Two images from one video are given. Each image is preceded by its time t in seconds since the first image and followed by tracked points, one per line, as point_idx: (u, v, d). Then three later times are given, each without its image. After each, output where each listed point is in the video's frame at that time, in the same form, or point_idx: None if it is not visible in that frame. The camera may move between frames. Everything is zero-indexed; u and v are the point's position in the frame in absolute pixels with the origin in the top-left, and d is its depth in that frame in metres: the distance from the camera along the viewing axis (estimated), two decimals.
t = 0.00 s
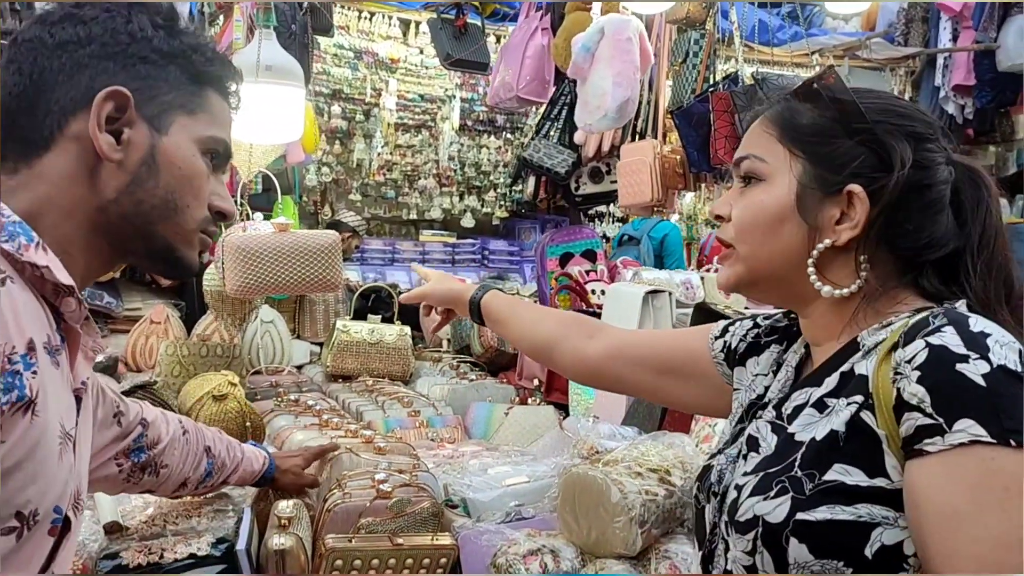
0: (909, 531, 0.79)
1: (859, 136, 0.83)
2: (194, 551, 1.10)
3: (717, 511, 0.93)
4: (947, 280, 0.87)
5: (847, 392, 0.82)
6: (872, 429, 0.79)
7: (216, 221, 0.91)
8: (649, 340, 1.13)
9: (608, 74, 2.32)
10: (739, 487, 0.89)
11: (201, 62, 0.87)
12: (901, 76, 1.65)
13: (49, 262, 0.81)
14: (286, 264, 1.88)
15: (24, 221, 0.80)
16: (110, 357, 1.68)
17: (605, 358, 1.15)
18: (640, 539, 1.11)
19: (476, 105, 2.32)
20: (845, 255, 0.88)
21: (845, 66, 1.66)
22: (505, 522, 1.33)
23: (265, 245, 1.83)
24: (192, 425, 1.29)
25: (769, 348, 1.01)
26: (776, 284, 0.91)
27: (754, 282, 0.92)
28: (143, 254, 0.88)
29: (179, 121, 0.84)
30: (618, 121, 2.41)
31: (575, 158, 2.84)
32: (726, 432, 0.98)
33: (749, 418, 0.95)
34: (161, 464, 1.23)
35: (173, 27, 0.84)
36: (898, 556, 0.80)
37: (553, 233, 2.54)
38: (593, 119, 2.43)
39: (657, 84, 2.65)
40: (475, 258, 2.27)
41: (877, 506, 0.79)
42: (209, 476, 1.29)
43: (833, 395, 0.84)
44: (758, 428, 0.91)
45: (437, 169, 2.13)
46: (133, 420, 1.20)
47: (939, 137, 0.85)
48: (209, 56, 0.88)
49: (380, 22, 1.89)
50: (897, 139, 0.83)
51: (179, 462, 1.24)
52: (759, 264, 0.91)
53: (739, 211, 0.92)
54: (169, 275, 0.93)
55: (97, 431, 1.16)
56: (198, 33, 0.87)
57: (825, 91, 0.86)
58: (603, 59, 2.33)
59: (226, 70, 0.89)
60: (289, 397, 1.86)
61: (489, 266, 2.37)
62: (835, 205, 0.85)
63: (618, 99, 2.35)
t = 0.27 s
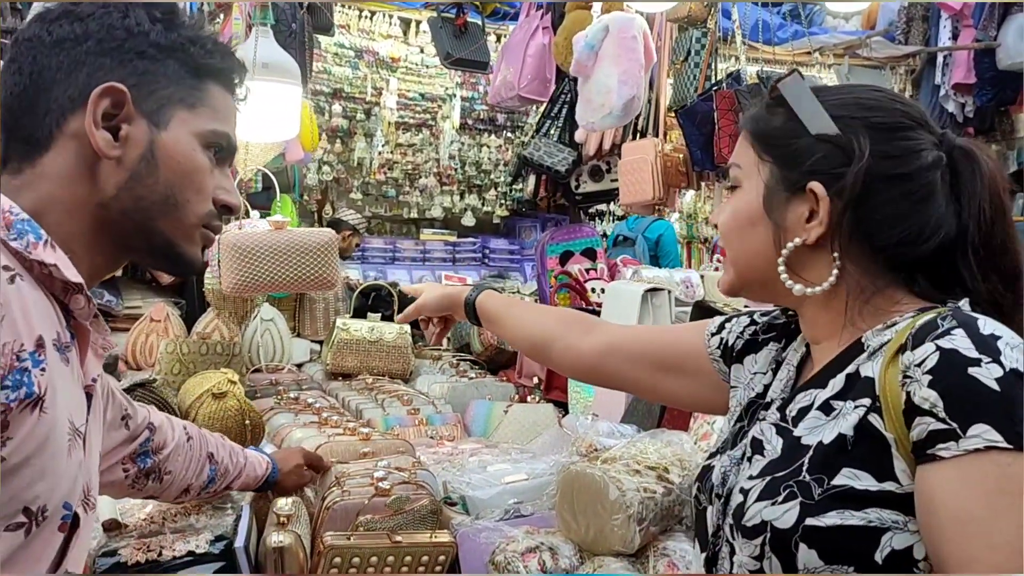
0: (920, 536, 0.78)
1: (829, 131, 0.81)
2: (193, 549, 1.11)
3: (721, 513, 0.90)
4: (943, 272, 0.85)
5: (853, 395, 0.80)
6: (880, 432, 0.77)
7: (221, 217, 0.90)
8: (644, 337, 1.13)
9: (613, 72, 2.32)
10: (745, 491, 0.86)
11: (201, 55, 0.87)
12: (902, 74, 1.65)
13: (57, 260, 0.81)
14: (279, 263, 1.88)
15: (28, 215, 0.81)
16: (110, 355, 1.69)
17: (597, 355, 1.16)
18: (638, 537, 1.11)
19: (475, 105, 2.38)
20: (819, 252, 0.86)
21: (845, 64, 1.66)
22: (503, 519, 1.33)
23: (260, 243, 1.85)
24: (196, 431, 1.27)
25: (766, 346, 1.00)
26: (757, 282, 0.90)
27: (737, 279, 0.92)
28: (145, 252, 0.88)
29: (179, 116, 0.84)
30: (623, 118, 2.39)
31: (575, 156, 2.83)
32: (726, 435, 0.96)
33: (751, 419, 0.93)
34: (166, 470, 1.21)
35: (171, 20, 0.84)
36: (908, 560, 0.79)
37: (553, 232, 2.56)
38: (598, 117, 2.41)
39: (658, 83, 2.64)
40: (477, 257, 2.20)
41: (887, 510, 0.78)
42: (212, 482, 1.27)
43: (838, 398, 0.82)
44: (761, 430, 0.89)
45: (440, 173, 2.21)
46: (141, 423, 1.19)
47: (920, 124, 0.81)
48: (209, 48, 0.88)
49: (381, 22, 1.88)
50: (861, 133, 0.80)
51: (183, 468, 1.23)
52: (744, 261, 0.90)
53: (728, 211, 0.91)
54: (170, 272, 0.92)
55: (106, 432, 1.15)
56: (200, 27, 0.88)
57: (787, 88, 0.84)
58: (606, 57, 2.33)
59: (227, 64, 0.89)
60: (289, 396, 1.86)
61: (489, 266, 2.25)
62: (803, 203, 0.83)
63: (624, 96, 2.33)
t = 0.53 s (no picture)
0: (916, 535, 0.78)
1: (816, 131, 0.81)
2: (192, 546, 1.11)
3: (718, 512, 0.90)
4: (934, 269, 0.83)
5: (850, 393, 0.81)
6: (877, 431, 0.78)
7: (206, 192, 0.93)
8: (641, 334, 1.13)
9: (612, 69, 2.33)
10: (741, 491, 0.86)
11: (194, 28, 0.85)
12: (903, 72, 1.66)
13: (43, 244, 0.82)
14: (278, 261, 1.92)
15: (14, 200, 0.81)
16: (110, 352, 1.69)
17: (595, 352, 1.16)
18: (636, 534, 1.11)
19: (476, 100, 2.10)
20: (807, 251, 0.85)
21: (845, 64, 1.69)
22: (502, 516, 1.33)
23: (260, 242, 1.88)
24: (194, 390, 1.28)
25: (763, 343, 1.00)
26: (749, 282, 0.89)
27: (732, 279, 0.92)
28: (137, 231, 0.88)
29: (178, 95, 0.85)
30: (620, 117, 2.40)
31: (575, 155, 2.88)
32: (722, 436, 0.96)
33: (748, 418, 0.93)
34: (167, 430, 1.23)
35: None
36: (905, 559, 0.79)
37: (554, 229, 2.44)
38: (596, 115, 2.43)
39: (659, 82, 2.60)
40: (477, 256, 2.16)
41: (884, 510, 0.78)
42: (213, 441, 1.30)
43: (836, 397, 0.82)
44: (758, 429, 0.89)
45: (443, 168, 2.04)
46: (136, 388, 1.18)
47: (908, 119, 0.81)
48: (202, 22, 0.86)
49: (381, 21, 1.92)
50: (844, 131, 0.80)
51: (185, 428, 1.25)
52: (735, 259, 0.90)
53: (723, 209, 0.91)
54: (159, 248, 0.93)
55: (101, 401, 1.13)
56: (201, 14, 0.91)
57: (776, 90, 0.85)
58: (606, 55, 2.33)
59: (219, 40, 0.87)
60: (289, 393, 1.87)
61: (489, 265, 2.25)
62: (789, 202, 0.83)
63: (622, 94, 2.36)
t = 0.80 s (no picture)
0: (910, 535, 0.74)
1: (810, 126, 0.78)
2: (191, 544, 1.10)
3: (714, 512, 0.86)
4: (930, 265, 0.78)
5: (843, 394, 0.76)
6: (869, 431, 0.73)
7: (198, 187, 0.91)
8: (640, 332, 1.12)
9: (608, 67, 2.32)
10: (735, 491, 0.82)
11: None
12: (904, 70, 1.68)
13: (38, 215, 0.71)
14: (275, 258, 1.88)
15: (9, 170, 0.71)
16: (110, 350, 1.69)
17: (595, 350, 1.15)
18: (636, 532, 1.11)
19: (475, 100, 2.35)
20: (805, 247, 0.82)
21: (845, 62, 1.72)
22: (501, 514, 1.32)
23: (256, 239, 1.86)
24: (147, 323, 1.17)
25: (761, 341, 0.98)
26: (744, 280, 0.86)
27: (729, 277, 0.89)
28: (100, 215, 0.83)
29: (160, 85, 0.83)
30: (616, 115, 2.42)
31: (574, 152, 2.87)
32: (722, 433, 0.92)
33: (744, 416, 0.89)
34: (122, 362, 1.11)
35: None
36: (897, 560, 0.75)
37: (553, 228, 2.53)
38: (593, 113, 2.43)
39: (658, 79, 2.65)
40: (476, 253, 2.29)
41: (876, 510, 0.74)
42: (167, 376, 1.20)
43: (829, 397, 0.77)
44: (753, 429, 0.85)
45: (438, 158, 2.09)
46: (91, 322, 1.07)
47: (902, 112, 0.77)
48: None
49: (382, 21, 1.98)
50: (837, 126, 0.77)
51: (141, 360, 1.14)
52: (731, 258, 0.87)
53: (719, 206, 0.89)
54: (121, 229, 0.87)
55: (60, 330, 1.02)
56: None
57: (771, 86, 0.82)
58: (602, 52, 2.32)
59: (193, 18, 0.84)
60: (288, 392, 1.86)
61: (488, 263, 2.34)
62: (785, 199, 0.80)
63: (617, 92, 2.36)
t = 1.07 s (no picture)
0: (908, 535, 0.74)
1: (807, 124, 0.77)
2: (189, 543, 1.10)
3: (711, 511, 0.86)
4: (927, 264, 0.78)
5: (840, 392, 0.76)
6: (866, 431, 0.73)
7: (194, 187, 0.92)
8: (639, 331, 1.12)
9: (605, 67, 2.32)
10: (733, 490, 0.82)
11: None
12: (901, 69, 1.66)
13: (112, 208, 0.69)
14: (274, 256, 1.93)
15: (66, 159, 0.70)
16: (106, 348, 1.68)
17: (593, 348, 1.14)
18: (635, 531, 1.11)
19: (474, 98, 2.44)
20: (801, 244, 0.82)
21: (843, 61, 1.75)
22: (500, 513, 1.32)
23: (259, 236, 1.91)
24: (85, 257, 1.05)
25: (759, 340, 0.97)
26: (741, 277, 0.86)
27: (726, 274, 0.89)
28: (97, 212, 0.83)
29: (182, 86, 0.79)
30: (614, 113, 2.40)
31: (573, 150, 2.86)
32: (721, 430, 0.92)
33: (742, 415, 0.89)
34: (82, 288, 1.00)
35: None
36: (893, 560, 0.75)
37: (551, 226, 2.56)
38: (592, 111, 2.43)
39: (658, 77, 2.65)
40: (474, 252, 2.42)
41: (873, 510, 0.74)
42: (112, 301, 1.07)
43: (826, 396, 0.77)
44: (750, 428, 0.84)
45: (441, 163, 2.20)
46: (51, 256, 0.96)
47: (898, 110, 0.77)
48: None
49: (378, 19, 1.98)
50: (834, 124, 0.76)
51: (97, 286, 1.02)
52: (728, 256, 0.87)
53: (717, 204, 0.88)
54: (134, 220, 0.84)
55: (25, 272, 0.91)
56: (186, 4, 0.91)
57: (768, 83, 0.81)
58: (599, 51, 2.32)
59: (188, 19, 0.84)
60: (286, 390, 1.86)
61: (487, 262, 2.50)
62: (782, 196, 0.80)
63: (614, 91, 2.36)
